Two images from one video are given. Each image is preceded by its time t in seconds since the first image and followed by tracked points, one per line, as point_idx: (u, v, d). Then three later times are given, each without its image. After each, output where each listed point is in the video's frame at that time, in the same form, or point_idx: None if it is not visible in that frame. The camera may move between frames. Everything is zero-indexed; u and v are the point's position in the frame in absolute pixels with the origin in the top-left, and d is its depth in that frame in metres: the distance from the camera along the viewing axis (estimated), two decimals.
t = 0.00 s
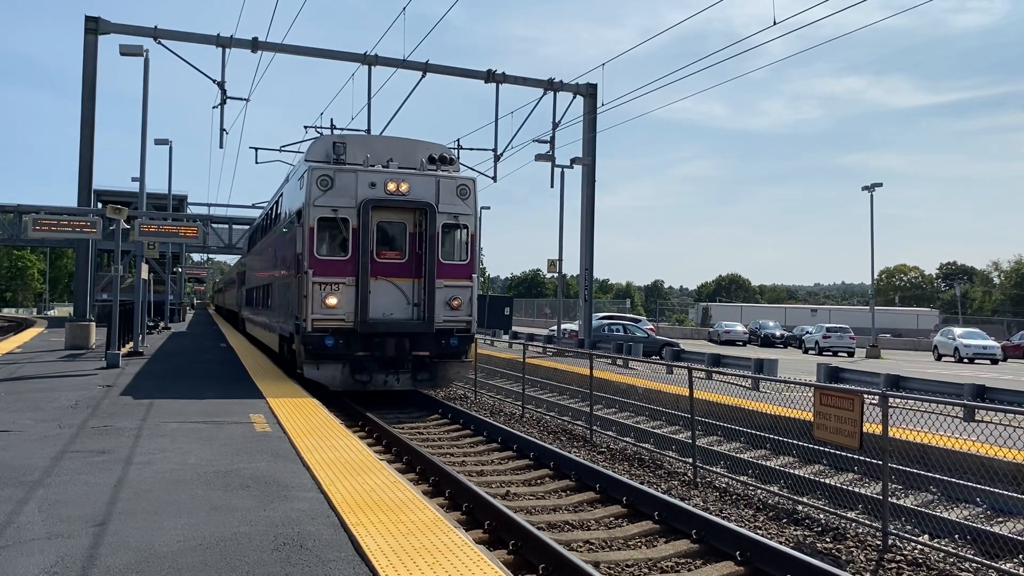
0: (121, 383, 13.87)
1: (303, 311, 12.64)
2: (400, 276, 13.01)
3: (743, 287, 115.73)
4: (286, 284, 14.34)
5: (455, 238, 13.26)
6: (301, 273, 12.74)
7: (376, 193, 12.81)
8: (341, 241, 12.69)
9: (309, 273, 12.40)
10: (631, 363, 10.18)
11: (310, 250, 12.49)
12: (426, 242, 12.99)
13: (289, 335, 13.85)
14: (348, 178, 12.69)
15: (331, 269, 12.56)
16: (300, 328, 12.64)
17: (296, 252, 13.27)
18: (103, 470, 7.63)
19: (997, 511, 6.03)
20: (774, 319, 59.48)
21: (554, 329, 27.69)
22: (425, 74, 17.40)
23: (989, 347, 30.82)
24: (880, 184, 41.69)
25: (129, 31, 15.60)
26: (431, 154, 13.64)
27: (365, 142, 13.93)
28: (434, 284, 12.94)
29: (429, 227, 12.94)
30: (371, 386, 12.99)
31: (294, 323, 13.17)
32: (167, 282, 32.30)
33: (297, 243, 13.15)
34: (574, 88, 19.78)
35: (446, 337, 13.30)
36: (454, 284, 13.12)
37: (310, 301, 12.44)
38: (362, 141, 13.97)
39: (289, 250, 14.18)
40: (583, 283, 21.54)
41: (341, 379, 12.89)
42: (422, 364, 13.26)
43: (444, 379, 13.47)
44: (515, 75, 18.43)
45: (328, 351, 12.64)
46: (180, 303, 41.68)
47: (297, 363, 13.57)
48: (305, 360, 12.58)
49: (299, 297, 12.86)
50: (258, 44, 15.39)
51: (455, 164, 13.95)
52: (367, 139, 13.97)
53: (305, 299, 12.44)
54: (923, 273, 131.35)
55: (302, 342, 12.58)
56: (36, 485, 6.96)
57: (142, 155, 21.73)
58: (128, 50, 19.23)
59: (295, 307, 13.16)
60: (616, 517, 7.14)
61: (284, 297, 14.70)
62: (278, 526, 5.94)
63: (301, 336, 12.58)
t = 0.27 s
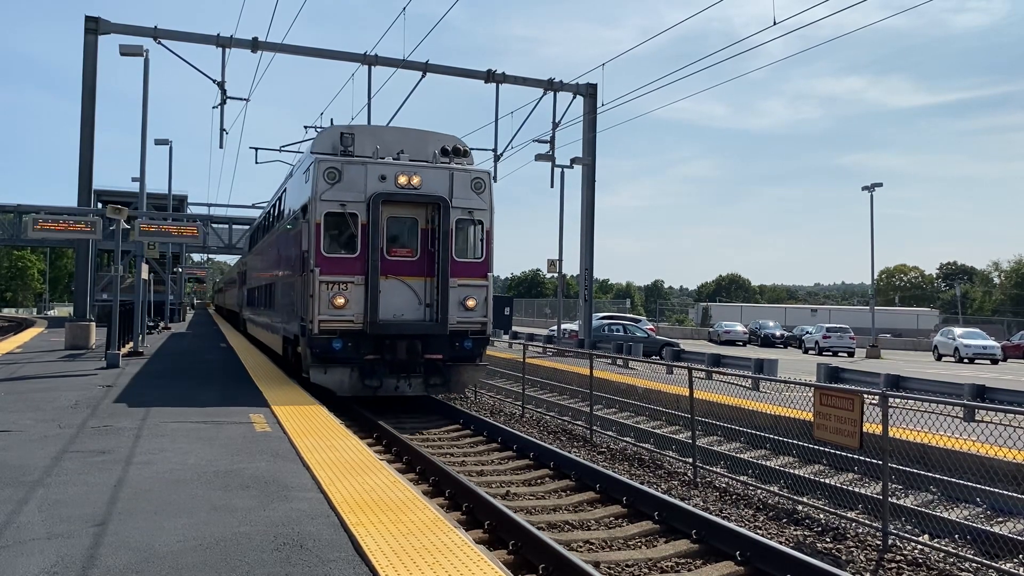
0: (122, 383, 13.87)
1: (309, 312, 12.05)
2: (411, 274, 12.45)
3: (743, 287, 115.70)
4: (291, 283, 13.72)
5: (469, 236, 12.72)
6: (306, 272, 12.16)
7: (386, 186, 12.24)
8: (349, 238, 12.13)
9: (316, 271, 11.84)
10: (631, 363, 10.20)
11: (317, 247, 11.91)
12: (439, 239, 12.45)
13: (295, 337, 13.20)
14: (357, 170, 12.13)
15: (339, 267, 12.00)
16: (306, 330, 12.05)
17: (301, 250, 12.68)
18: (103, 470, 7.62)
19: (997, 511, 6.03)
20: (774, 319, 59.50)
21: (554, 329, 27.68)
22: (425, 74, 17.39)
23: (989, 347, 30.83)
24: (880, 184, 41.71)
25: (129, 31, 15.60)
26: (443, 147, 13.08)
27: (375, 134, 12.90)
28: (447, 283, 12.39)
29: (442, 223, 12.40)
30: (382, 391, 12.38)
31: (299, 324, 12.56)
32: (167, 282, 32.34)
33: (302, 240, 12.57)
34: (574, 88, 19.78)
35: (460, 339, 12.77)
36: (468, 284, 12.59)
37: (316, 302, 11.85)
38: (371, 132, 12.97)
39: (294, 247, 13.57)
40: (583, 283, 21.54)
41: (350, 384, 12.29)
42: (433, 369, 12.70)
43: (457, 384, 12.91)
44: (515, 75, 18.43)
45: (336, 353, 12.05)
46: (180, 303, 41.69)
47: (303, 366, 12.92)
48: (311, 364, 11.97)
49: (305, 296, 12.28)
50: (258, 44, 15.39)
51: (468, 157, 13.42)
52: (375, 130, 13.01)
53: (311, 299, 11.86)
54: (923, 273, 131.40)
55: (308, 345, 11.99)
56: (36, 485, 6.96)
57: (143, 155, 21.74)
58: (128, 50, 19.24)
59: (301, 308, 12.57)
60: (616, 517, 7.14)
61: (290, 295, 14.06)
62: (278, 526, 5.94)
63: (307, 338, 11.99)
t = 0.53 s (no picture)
0: (121, 383, 13.86)
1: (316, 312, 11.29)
2: (423, 272, 11.68)
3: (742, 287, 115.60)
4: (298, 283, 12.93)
5: (486, 231, 11.94)
6: (314, 271, 11.42)
7: (398, 178, 11.50)
8: (359, 233, 11.37)
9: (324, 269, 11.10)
10: (631, 363, 10.21)
11: (324, 243, 11.16)
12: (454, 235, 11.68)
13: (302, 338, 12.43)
14: (366, 162, 11.41)
15: (348, 265, 11.21)
16: (313, 332, 11.28)
17: (308, 248, 11.94)
18: (103, 470, 7.62)
19: (997, 511, 6.04)
20: (774, 319, 59.50)
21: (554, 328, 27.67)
22: (425, 74, 17.38)
23: (989, 347, 30.82)
24: (880, 184, 41.75)
25: (129, 31, 15.60)
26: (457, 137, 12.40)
27: (385, 123, 12.32)
28: (463, 281, 11.61)
29: (458, 217, 11.63)
30: (393, 398, 11.58)
31: (306, 326, 11.79)
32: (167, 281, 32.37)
33: (308, 237, 11.82)
34: (574, 88, 19.77)
35: (476, 342, 12.01)
36: (485, 282, 11.80)
37: (324, 302, 11.07)
38: (382, 121, 12.36)
39: (301, 245, 12.80)
40: (583, 283, 21.53)
41: (359, 389, 11.47)
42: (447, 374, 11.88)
43: (473, 390, 12.06)
44: (515, 75, 18.43)
45: (345, 357, 11.27)
46: (180, 303, 41.69)
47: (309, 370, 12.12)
48: (318, 369, 11.18)
49: (312, 296, 11.53)
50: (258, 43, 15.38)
51: (483, 149, 12.68)
52: (388, 119, 12.36)
53: (318, 299, 11.10)
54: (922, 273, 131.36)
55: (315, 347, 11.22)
56: (36, 485, 6.96)
57: (142, 155, 21.74)
58: (128, 50, 19.23)
59: (308, 309, 11.80)
60: (616, 516, 7.13)
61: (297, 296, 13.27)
62: (278, 526, 5.94)
63: (313, 341, 11.23)
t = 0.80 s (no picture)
0: (121, 383, 13.87)
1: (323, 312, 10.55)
2: (439, 270, 10.99)
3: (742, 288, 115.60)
4: (305, 281, 12.17)
5: (506, 227, 11.23)
6: (322, 268, 10.70)
7: (412, 170, 10.75)
8: (370, 229, 10.65)
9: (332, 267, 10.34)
10: (631, 363, 10.21)
11: (333, 239, 10.43)
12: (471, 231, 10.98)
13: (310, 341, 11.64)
14: (378, 152, 10.64)
15: (358, 263, 10.50)
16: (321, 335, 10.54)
17: (316, 243, 11.19)
18: (103, 470, 7.62)
19: (997, 511, 6.04)
20: (774, 319, 59.52)
21: (554, 328, 27.66)
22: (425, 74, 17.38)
23: (989, 347, 30.82)
24: (879, 184, 41.75)
25: (129, 31, 15.59)
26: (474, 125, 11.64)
27: (397, 111, 11.70)
28: (481, 279, 10.90)
29: (475, 212, 10.94)
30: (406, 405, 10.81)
31: (314, 327, 11.05)
32: (167, 282, 32.41)
33: (316, 232, 11.06)
34: (574, 88, 19.77)
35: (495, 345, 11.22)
36: (504, 281, 11.10)
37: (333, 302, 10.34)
38: (392, 109, 11.71)
39: (309, 241, 12.04)
40: (582, 283, 21.52)
41: (370, 396, 10.69)
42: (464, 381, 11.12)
43: (491, 397, 11.29)
44: (515, 75, 18.42)
45: (355, 361, 10.53)
46: (180, 302, 41.69)
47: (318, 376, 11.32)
48: (326, 375, 10.41)
49: (320, 296, 10.80)
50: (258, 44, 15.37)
51: (501, 138, 11.93)
52: (399, 107, 11.74)
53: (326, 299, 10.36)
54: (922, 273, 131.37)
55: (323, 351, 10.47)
56: (36, 485, 6.96)
57: (142, 155, 21.75)
58: (128, 50, 19.22)
59: (316, 309, 11.05)
60: (616, 517, 7.14)
61: (304, 296, 12.49)
62: (278, 526, 5.95)
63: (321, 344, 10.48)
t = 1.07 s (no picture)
0: (122, 383, 13.88)
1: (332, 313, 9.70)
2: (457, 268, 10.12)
3: (742, 288, 115.59)
4: (314, 279, 11.33)
5: (530, 221, 10.38)
6: (331, 265, 9.85)
7: (429, 160, 9.91)
8: (383, 222, 9.78)
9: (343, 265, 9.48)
10: (631, 363, 10.21)
11: (343, 234, 9.59)
12: (492, 225, 10.11)
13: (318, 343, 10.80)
14: (393, 139, 9.80)
15: (371, 260, 9.65)
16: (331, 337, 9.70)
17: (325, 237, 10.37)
18: (103, 470, 7.62)
19: (997, 511, 6.05)
20: (774, 319, 59.51)
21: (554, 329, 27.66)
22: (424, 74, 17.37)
23: (989, 347, 30.82)
24: (880, 184, 41.75)
25: (129, 31, 15.58)
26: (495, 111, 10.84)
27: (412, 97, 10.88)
28: (504, 278, 10.04)
29: (497, 205, 10.06)
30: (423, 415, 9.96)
31: (323, 329, 10.21)
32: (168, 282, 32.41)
33: (325, 225, 10.23)
34: (574, 88, 19.76)
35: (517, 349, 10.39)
36: (528, 280, 10.23)
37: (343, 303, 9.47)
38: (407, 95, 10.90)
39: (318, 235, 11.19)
40: (582, 283, 21.52)
41: (384, 404, 9.85)
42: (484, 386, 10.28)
43: (514, 404, 10.45)
44: (515, 75, 18.42)
45: (367, 367, 9.68)
46: (180, 303, 41.70)
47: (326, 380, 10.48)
48: (336, 382, 9.58)
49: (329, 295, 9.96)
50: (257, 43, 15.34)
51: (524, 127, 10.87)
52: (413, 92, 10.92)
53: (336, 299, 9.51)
54: (922, 273, 131.39)
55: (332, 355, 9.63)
56: (36, 485, 6.96)
57: (142, 155, 21.74)
58: (128, 50, 19.21)
59: (326, 308, 10.22)
60: (616, 517, 7.13)
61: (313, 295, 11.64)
62: (278, 526, 5.95)
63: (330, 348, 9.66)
